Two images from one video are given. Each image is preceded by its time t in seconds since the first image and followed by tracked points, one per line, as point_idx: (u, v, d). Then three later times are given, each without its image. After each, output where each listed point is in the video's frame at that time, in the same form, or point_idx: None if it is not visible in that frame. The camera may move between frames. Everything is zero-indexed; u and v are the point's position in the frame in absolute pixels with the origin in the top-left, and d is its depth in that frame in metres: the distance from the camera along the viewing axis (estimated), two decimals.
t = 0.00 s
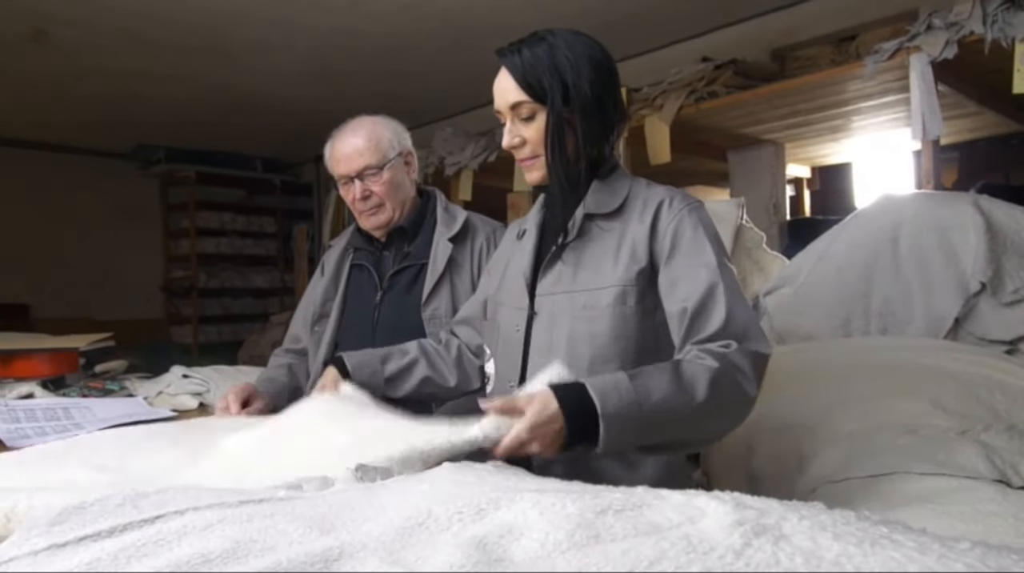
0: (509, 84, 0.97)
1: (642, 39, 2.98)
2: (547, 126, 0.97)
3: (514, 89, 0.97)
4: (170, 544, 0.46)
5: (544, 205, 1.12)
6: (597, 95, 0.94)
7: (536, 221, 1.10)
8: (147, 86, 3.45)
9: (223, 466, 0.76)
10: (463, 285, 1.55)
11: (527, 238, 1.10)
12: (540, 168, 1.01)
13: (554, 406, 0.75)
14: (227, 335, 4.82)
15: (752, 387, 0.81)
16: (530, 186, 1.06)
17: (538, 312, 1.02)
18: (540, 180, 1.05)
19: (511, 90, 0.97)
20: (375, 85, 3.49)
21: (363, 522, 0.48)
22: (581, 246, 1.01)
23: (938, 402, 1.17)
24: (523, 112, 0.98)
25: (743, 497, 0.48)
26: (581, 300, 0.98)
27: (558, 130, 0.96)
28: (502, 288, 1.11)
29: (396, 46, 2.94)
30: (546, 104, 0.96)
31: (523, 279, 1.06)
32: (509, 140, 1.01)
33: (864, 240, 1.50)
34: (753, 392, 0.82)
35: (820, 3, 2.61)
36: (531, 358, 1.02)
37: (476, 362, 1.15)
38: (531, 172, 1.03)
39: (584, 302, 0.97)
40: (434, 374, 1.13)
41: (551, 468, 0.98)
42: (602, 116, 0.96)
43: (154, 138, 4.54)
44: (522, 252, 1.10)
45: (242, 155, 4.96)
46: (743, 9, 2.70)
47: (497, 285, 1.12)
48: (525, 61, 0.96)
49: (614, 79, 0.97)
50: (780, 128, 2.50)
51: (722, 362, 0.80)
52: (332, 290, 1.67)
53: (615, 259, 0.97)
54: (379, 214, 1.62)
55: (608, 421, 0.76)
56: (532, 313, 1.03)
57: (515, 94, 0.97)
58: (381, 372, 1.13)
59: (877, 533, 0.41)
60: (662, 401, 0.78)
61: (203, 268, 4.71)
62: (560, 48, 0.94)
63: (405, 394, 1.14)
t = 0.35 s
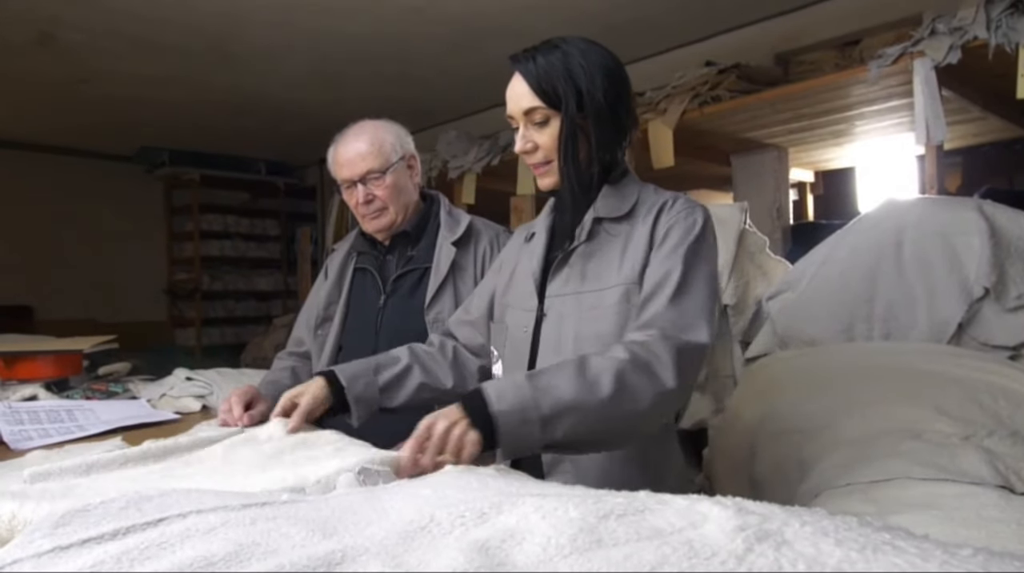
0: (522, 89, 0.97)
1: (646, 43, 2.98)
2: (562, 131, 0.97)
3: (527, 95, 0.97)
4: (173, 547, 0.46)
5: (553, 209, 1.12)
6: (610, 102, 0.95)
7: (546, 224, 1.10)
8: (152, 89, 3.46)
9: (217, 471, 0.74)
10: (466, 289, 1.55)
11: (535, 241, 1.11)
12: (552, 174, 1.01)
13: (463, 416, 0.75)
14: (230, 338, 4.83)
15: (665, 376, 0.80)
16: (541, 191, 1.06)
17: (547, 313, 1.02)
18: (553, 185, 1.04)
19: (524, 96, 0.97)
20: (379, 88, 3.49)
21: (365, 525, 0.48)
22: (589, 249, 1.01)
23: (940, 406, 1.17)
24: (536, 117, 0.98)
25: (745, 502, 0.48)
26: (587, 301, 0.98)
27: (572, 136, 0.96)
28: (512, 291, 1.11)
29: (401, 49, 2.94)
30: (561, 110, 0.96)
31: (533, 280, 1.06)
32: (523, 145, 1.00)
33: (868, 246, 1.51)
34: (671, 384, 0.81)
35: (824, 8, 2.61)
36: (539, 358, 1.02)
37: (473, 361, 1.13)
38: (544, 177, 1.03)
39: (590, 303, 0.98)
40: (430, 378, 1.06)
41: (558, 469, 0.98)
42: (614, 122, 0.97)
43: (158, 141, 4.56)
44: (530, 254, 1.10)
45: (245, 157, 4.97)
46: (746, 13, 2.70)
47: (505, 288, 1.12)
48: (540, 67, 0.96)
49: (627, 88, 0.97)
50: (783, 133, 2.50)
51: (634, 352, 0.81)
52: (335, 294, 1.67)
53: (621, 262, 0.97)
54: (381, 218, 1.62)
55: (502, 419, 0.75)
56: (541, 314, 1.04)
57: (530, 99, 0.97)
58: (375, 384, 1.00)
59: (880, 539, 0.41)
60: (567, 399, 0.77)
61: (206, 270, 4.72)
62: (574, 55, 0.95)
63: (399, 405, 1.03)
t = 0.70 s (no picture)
0: (525, 85, 0.97)
1: (646, 44, 2.98)
2: (562, 128, 0.97)
3: (530, 90, 0.97)
4: (173, 547, 0.46)
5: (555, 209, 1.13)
6: (611, 101, 0.95)
7: (545, 224, 1.11)
8: (152, 91, 3.46)
9: (209, 468, 0.74)
10: (466, 291, 1.55)
11: (533, 242, 1.11)
12: (551, 171, 1.01)
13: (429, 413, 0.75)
14: (231, 339, 4.83)
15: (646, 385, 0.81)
16: (539, 189, 1.06)
17: (537, 310, 1.03)
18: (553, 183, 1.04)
19: (526, 91, 0.97)
20: (380, 90, 3.49)
21: (366, 526, 0.48)
22: (582, 249, 1.01)
23: (941, 408, 1.17)
24: (537, 112, 0.98)
25: (746, 503, 0.48)
26: (575, 300, 0.98)
27: (571, 133, 0.96)
28: (509, 292, 1.12)
29: (401, 51, 2.94)
30: (562, 107, 0.96)
31: (527, 277, 1.08)
32: (524, 141, 1.00)
33: (869, 247, 1.51)
34: (651, 393, 0.81)
35: (824, 9, 2.61)
36: (528, 355, 1.03)
37: (468, 359, 1.13)
38: (543, 174, 1.02)
39: (577, 301, 0.98)
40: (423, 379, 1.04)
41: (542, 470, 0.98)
42: (615, 122, 0.97)
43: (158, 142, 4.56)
44: (526, 256, 1.11)
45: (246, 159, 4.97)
46: (747, 15, 2.70)
47: (505, 288, 1.13)
48: (542, 64, 0.96)
49: (629, 88, 0.97)
50: (784, 135, 2.50)
51: (615, 358, 0.81)
52: (336, 296, 1.67)
53: (608, 261, 0.97)
54: (381, 219, 1.62)
55: (475, 419, 0.75)
56: (531, 312, 1.05)
57: (533, 95, 0.97)
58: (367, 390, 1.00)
59: (880, 541, 0.41)
60: (542, 400, 0.77)
61: (207, 272, 4.73)
62: (577, 53, 0.95)
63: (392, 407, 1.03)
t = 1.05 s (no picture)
0: (525, 79, 0.97)
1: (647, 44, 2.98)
2: (558, 123, 0.97)
3: (529, 83, 0.97)
4: (174, 547, 0.46)
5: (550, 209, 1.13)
6: (610, 99, 0.95)
7: (540, 224, 1.11)
8: (153, 91, 3.46)
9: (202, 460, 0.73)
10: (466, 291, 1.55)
11: (528, 242, 1.12)
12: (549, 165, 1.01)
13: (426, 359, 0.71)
14: (231, 339, 4.84)
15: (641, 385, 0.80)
16: (536, 184, 1.06)
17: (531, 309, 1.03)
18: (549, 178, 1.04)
19: (526, 83, 0.97)
20: (380, 90, 3.49)
21: (367, 526, 0.48)
22: (579, 247, 1.01)
23: (941, 408, 1.16)
24: (535, 105, 0.98)
25: (748, 504, 0.48)
26: (569, 299, 0.98)
27: (568, 128, 0.96)
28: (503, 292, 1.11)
29: (402, 51, 2.94)
30: (560, 101, 0.96)
31: (520, 276, 1.08)
32: (522, 134, 1.00)
33: (870, 246, 1.50)
34: (648, 390, 0.80)
35: (824, 9, 2.61)
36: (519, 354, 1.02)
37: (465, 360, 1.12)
38: (540, 168, 1.02)
39: (571, 300, 0.98)
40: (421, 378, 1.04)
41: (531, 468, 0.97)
42: (614, 119, 0.97)
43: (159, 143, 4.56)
44: (521, 256, 1.11)
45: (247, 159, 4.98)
46: (747, 15, 2.70)
47: (499, 289, 1.13)
48: (543, 58, 0.96)
49: (630, 88, 0.97)
50: (785, 135, 2.50)
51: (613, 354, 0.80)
52: (336, 297, 1.67)
53: (603, 261, 0.97)
54: (381, 220, 1.62)
55: (470, 371, 0.72)
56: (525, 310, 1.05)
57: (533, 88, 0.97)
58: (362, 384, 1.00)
59: (882, 541, 0.41)
60: (541, 369, 0.76)
61: (207, 272, 4.74)
62: (579, 49, 0.95)
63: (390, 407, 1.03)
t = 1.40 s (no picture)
0: (527, 76, 0.97)
1: (647, 43, 2.98)
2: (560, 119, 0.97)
3: (530, 79, 0.97)
4: (174, 545, 0.46)
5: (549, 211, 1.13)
6: (611, 95, 0.95)
7: (539, 225, 1.12)
8: (153, 90, 3.46)
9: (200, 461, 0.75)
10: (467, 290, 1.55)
11: (526, 242, 1.12)
12: (547, 164, 1.01)
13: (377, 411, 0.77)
14: (231, 339, 4.83)
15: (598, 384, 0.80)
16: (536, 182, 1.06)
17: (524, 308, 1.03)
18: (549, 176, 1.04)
19: (526, 80, 0.97)
20: (380, 90, 3.49)
21: (367, 524, 0.48)
22: (572, 247, 1.01)
23: (940, 408, 1.16)
24: (536, 102, 0.98)
25: (748, 503, 0.48)
26: (559, 298, 0.98)
27: (572, 126, 0.96)
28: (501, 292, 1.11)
29: (402, 50, 2.94)
30: (561, 98, 0.96)
31: (516, 277, 1.08)
32: (523, 131, 1.00)
33: (871, 246, 1.50)
34: (603, 393, 0.80)
35: (824, 8, 2.61)
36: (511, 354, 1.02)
37: (463, 358, 1.12)
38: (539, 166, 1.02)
39: (560, 299, 0.98)
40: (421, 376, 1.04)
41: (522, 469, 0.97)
42: (614, 117, 0.97)
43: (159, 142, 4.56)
44: (519, 255, 1.11)
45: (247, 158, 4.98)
46: (748, 14, 2.70)
47: (496, 289, 1.13)
48: (544, 55, 0.96)
49: (631, 87, 0.97)
50: (785, 135, 2.50)
51: (571, 360, 0.80)
52: (336, 296, 1.67)
53: (593, 259, 0.97)
54: (380, 218, 1.62)
55: (420, 429, 0.76)
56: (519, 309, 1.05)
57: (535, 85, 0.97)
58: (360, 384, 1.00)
59: (882, 539, 0.41)
60: (491, 405, 0.78)
61: (207, 271, 4.74)
62: (581, 46, 0.95)
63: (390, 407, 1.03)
